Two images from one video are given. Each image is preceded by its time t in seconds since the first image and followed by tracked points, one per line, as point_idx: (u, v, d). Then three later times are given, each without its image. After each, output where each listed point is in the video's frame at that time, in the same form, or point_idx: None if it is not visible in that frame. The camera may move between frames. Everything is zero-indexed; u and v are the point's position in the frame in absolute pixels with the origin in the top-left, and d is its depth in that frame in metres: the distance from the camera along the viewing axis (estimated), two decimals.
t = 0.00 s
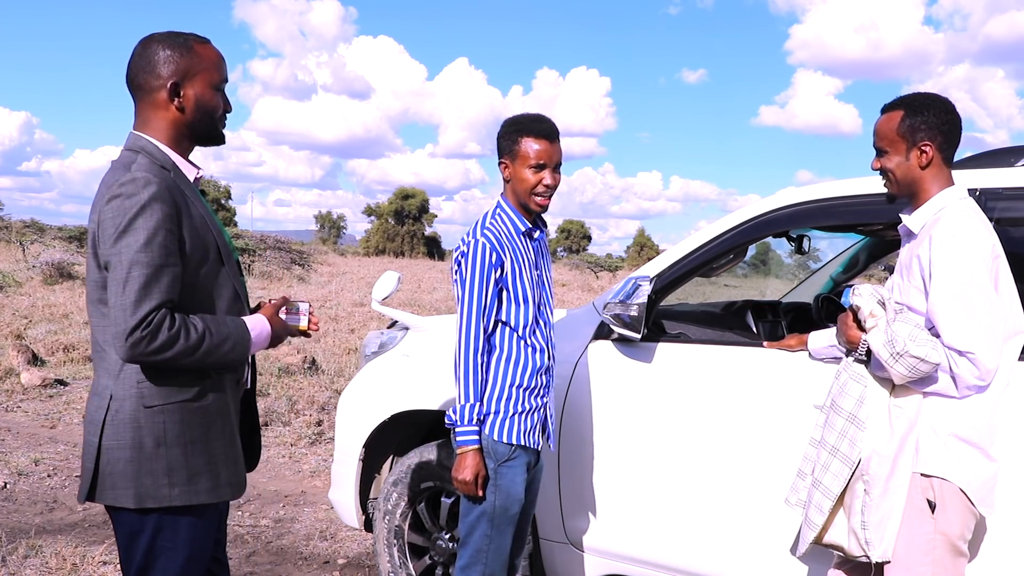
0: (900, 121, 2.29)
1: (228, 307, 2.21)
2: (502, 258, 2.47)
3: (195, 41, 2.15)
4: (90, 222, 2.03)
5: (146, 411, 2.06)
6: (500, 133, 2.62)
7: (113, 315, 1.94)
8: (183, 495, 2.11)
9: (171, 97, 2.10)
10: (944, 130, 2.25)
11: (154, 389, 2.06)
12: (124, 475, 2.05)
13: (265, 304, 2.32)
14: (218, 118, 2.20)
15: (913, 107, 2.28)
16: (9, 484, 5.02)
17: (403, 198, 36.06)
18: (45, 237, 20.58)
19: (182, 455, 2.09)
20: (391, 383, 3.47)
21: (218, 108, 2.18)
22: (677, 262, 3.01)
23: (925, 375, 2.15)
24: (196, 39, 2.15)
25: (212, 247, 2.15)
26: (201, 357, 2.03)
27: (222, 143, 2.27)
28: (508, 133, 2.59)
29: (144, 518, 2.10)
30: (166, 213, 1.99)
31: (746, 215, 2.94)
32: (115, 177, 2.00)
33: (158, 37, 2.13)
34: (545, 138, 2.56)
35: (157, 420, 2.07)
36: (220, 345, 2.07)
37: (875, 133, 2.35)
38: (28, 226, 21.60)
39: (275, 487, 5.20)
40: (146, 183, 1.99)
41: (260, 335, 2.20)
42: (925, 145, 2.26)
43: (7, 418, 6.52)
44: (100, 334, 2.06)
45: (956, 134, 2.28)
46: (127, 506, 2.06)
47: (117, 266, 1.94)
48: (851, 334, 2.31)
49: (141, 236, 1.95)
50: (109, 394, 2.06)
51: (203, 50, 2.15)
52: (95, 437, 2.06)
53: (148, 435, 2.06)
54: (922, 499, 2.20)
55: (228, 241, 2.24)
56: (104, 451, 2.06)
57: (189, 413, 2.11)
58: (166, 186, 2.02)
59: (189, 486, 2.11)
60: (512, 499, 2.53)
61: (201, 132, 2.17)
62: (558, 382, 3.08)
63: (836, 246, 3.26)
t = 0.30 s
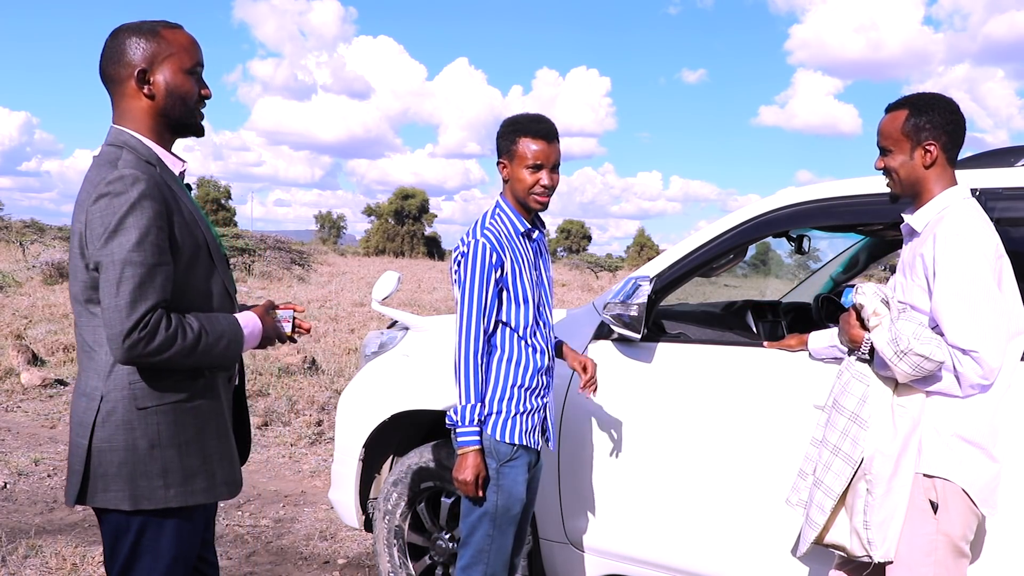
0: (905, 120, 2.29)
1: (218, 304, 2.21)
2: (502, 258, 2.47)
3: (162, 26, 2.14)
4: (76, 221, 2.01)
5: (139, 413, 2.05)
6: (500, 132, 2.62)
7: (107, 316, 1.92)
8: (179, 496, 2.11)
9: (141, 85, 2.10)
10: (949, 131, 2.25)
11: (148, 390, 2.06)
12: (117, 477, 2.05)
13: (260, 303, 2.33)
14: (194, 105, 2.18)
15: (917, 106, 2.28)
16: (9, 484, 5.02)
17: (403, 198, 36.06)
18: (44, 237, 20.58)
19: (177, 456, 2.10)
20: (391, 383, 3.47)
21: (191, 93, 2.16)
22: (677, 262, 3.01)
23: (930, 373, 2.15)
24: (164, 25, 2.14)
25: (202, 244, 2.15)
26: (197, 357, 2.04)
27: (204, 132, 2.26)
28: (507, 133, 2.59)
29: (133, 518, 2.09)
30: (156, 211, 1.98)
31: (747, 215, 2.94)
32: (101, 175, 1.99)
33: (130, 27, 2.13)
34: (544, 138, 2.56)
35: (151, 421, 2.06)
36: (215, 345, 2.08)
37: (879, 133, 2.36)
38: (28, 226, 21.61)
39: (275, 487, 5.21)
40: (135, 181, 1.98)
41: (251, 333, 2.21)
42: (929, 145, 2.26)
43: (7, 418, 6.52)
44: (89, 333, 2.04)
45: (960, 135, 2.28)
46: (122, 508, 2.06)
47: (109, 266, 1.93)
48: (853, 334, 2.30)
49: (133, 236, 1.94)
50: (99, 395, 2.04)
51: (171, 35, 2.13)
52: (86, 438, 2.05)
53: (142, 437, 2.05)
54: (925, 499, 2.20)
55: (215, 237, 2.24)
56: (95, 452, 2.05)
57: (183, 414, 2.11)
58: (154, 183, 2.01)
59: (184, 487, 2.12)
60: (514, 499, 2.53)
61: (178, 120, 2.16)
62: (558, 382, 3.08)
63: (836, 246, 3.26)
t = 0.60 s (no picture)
0: (908, 120, 2.29)
1: (202, 307, 2.20)
2: (496, 257, 2.47)
3: (149, 25, 2.14)
4: (57, 226, 2.03)
5: (120, 417, 2.05)
6: (498, 131, 2.62)
7: (81, 320, 1.93)
8: (160, 502, 2.10)
9: (129, 85, 2.10)
10: (952, 131, 2.25)
11: (128, 395, 2.06)
12: (100, 481, 2.06)
13: (245, 305, 2.30)
14: (185, 104, 2.18)
15: (921, 106, 2.28)
16: (9, 484, 5.02)
17: (403, 199, 36.06)
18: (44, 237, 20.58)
19: (158, 461, 2.09)
20: (391, 383, 3.47)
21: (181, 91, 2.15)
22: (677, 262, 3.01)
23: (931, 373, 2.15)
24: (152, 24, 2.15)
25: (185, 246, 2.15)
26: (174, 360, 2.02)
27: (195, 130, 2.26)
28: (507, 132, 2.59)
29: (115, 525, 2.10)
30: (132, 214, 1.98)
31: (747, 215, 2.94)
32: (80, 178, 2.00)
33: (117, 26, 2.14)
34: (541, 139, 2.56)
35: (132, 425, 2.06)
36: (194, 349, 2.06)
37: (881, 131, 2.36)
38: (28, 226, 21.62)
39: (275, 487, 5.20)
40: (111, 184, 1.98)
41: (236, 338, 2.18)
42: (931, 145, 2.26)
43: (7, 418, 6.52)
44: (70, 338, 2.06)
45: (963, 136, 2.28)
46: (104, 513, 2.07)
47: (83, 270, 1.93)
48: (853, 333, 2.30)
49: (107, 239, 1.94)
50: (82, 400, 2.06)
51: (159, 33, 2.13)
52: (70, 442, 2.07)
53: (123, 442, 2.05)
54: (925, 499, 2.20)
55: (202, 239, 2.24)
56: (78, 456, 2.06)
57: (165, 418, 2.10)
58: (132, 186, 2.02)
59: (166, 492, 2.11)
60: (514, 499, 2.53)
61: (168, 119, 2.16)
62: (558, 382, 3.08)
63: (836, 246, 3.26)
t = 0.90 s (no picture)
0: (912, 117, 2.29)
1: (191, 308, 2.19)
2: (493, 258, 2.48)
3: (149, 25, 2.14)
4: (48, 223, 2.04)
5: (104, 417, 2.05)
6: (500, 131, 2.61)
7: (66, 318, 1.93)
8: (140, 503, 2.09)
9: (128, 85, 2.11)
10: (955, 130, 2.25)
11: (113, 394, 2.06)
12: (82, 481, 2.06)
13: (235, 307, 2.31)
14: (183, 105, 2.18)
15: (925, 104, 2.28)
16: (9, 484, 5.02)
17: (403, 199, 36.07)
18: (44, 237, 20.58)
19: (139, 462, 2.07)
20: (391, 383, 3.47)
21: (179, 92, 2.15)
22: (677, 262, 3.01)
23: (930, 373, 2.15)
24: (152, 24, 2.15)
25: (175, 246, 2.14)
26: (157, 361, 2.01)
27: (193, 130, 2.27)
28: (508, 132, 2.58)
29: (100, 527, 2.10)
30: (121, 213, 1.98)
31: (747, 215, 2.94)
32: (72, 177, 2.01)
33: (117, 26, 2.14)
34: (543, 141, 2.55)
35: (115, 425, 2.06)
36: (177, 350, 2.05)
37: (885, 128, 2.36)
38: (28, 227, 21.62)
39: (275, 487, 5.20)
40: (101, 183, 1.98)
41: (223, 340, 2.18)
42: (934, 143, 2.26)
43: (7, 418, 6.51)
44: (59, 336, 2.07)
45: (966, 136, 2.28)
46: (84, 512, 2.06)
47: (69, 268, 1.94)
48: (853, 332, 2.31)
49: (94, 238, 1.94)
50: (69, 398, 2.07)
51: (159, 34, 2.14)
52: (56, 440, 2.08)
53: (105, 441, 2.05)
54: (923, 499, 2.20)
55: (195, 241, 2.23)
56: (63, 454, 2.07)
57: (148, 419, 2.09)
58: (123, 185, 2.01)
59: (147, 494, 2.10)
60: (516, 500, 2.54)
61: (166, 119, 2.17)
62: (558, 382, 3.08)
63: (836, 246, 3.26)
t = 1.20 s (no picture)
0: (914, 117, 2.29)
1: (191, 308, 2.19)
2: (491, 257, 2.48)
3: (155, 27, 2.15)
4: (50, 221, 2.04)
5: (104, 415, 2.06)
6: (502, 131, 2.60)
7: (66, 316, 1.94)
8: (139, 501, 2.09)
9: (132, 86, 2.11)
10: (957, 131, 2.25)
11: (113, 392, 2.06)
12: (81, 478, 2.06)
13: (234, 306, 2.30)
14: (187, 107, 2.19)
15: (928, 105, 2.28)
16: (9, 484, 5.02)
17: (403, 199, 36.07)
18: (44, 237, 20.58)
19: (138, 460, 2.08)
20: (391, 383, 3.47)
21: (183, 94, 2.16)
22: (677, 262, 3.01)
23: (930, 373, 2.15)
24: (158, 26, 2.16)
25: (176, 246, 2.14)
26: (156, 360, 2.01)
27: (197, 132, 2.27)
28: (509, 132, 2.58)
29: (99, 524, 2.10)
30: (122, 212, 1.98)
31: (747, 215, 2.94)
32: (73, 175, 2.01)
33: (124, 27, 2.15)
34: (546, 142, 2.54)
35: (114, 423, 2.06)
36: (176, 348, 2.05)
37: (887, 127, 2.36)
38: (28, 227, 21.62)
39: (275, 487, 5.20)
40: (103, 182, 1.98)
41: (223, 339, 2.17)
42: (935, 144, 2.26)
43: (7, 418, 6.51)
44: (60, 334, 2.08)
45: (968, 138, 2.28)
46: (83, 510, 2.07)
47: (70, 266, 1.94)
48: (853, 332, 2.31)
49: (96, 236, 1.94)
50: (70, 396, 2.08)
51: (164, 36, 2.14)
52: (56, 437, 2.08)
53: (105, 439, 2.05)
54: (921, 499, 2.20)
55: (196, 240, 2.23)
56: (63, 452, 2.07)
57: (147, 417, 2.09)
58: (125, 184, 2.02)
59: (145, 492, 2.10)
60: (515, 499, 2.54)
61: (170, 121, 2.17)
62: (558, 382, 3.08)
63: (836, 246, 3.27)
